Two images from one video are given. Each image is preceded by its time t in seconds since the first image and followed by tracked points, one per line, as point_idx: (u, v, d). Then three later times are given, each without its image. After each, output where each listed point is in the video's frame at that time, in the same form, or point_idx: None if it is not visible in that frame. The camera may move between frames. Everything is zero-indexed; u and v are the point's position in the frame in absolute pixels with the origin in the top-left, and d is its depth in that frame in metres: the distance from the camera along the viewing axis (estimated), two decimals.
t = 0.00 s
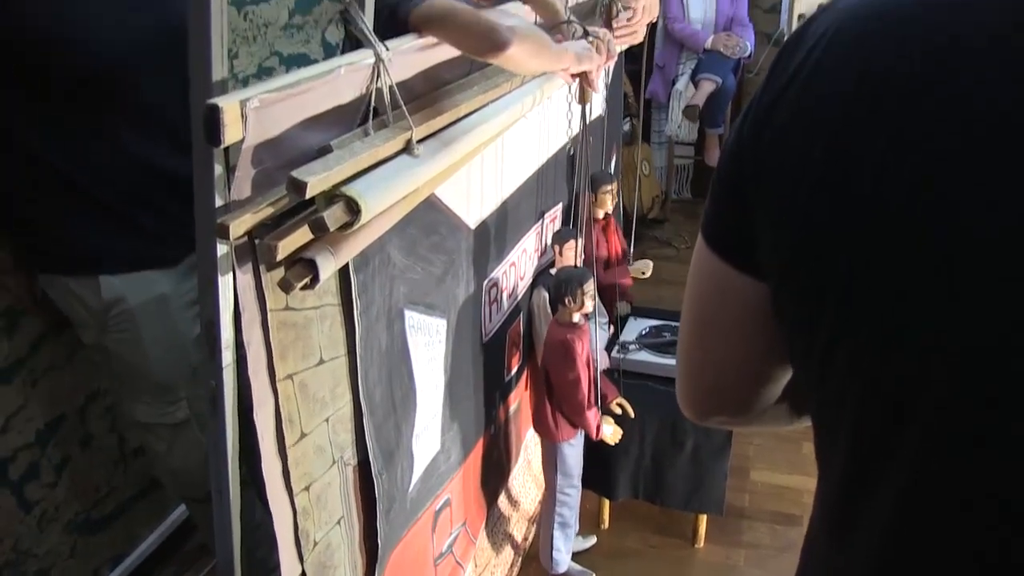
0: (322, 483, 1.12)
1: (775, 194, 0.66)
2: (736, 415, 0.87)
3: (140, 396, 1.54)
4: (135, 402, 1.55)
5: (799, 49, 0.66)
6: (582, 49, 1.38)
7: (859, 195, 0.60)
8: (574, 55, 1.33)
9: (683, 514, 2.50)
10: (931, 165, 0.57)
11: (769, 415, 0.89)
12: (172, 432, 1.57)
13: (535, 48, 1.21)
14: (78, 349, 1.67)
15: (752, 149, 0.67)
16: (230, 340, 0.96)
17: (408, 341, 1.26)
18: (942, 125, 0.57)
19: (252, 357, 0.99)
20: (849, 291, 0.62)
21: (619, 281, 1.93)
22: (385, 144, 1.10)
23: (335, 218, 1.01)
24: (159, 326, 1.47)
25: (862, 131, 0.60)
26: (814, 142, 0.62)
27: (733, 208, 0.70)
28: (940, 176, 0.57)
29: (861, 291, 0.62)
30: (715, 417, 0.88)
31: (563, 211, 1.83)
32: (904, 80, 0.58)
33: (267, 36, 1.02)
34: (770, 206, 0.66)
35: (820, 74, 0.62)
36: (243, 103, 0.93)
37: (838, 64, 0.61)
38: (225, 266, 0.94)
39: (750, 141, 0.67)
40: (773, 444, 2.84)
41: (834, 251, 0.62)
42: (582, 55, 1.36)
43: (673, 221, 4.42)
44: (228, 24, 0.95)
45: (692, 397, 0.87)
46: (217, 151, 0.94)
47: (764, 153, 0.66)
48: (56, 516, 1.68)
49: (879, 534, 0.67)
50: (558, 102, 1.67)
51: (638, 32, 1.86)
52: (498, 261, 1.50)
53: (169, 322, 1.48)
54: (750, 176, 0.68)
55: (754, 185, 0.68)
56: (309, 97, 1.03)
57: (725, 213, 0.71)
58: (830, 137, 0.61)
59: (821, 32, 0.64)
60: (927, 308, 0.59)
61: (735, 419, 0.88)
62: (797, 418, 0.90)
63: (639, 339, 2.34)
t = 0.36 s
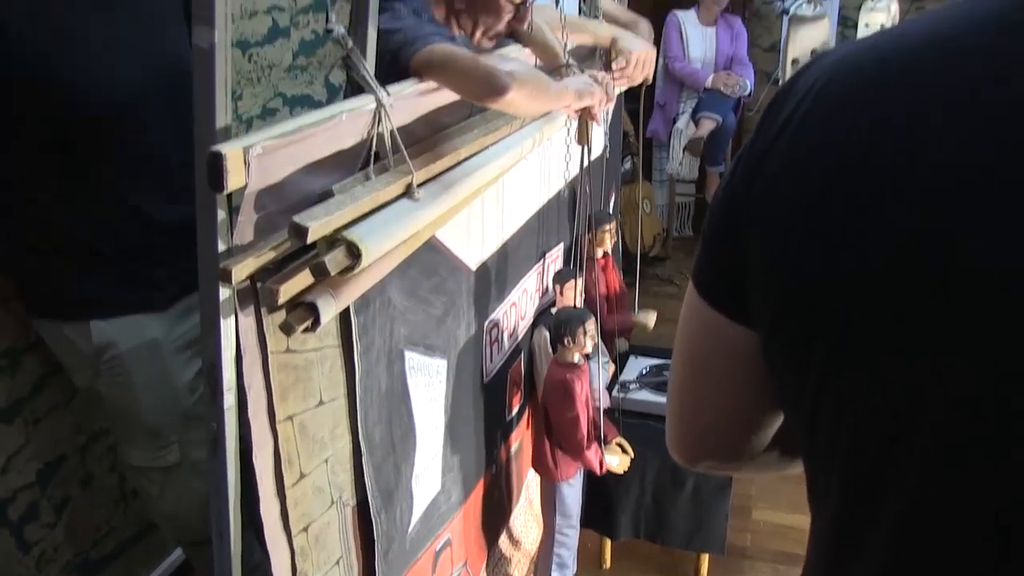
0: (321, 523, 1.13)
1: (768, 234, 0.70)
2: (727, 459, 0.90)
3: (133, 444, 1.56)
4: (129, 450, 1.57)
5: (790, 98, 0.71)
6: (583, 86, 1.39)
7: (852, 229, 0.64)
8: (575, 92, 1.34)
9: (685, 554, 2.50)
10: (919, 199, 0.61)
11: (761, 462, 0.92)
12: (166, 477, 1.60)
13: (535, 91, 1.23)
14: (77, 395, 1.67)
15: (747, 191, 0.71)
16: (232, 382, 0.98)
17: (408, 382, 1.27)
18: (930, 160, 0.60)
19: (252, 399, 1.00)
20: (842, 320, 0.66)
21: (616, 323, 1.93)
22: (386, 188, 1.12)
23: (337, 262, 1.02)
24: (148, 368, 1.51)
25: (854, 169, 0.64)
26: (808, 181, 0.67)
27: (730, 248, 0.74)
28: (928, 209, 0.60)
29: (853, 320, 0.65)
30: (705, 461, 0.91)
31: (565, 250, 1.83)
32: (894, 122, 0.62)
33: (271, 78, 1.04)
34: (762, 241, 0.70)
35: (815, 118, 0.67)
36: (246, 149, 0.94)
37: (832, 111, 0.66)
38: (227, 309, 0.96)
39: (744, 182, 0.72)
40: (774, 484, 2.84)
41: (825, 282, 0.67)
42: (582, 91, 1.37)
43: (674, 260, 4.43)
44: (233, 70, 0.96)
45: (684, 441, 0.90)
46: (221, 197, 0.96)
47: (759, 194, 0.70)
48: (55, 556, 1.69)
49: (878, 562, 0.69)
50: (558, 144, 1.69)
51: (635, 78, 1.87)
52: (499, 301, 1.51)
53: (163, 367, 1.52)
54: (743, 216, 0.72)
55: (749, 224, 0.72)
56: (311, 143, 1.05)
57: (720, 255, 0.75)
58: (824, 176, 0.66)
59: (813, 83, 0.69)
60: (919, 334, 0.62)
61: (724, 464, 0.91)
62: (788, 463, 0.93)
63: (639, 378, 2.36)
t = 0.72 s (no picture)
0: (320, 570, 1.13)
1: (758, 282, 0.71)
2: (718, 513, 0.90)
3: (133, 485, 1.49)
4: (129, 491, 1.49)
5: (777, 154, 0.72)
6: (579, 141, 1.41)
7: (843, 279, 0.66)
8: (572, 148, 1.36)
9: None
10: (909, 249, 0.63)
11: (752, 515, 0.92)
12: (164, 521, 1.53)
13: (533, 142, 1.25)
14: (79, 438, 1.68)
15: (737, 241, 0.73)
16: (232, 429, 0.99)
17: (408, 429, 1.28)
18: (919, 210, 0.63)
19: (253, 445, 1.01)
20: (833, 368, 0.67)
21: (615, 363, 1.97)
22: (386, 238, 1.14)
23: (337, 311, 1.04)
24: (155, 414, 1.46)
25: (841, 220, 0.66)
26: (797, 230, 0.68)
27: (719, 297, 0.75)
28: (918, 258, 0.63)
29: (841, 366, 0.67)
30: (697, 516, 0.91)
31: (565, 298, 1.84)
32: (880, 173, 0.64)
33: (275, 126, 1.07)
34: (751, 290, 0.72)
35: (800, 174, 0.68)
36: (248, 200, 0.96)
37: (819, 162, 0.67)
38: (229, 356, 0.97)
39: (736, 232, 0.73)
40: (773, 532, 2.84)
41: (814, 330, 0.68)
42: (579, 147, 1.39)
43: (676, 305, 4.44)
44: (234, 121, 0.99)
45: (675, 496, 0.90)
46: (222, 247, 0.97)
47: (749, 245, 0.71)
48: None
49: None
50: (556, 193, 1.70)
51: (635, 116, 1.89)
52: (498, 348, 1.53)
53: (162, 408, 1.46)
54: (731, 266, 0.73)
55: (738, 272, 0.73)
56: (310, 194, 1.07)
57: (709, 303, 0.76)
58: (811, 225, 0.67)
59: (800, 137, 0.71)
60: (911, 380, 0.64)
61: (716, 519, 0.91)
62: (778, 517, 0.93)
63: (639, 425, 2.37)
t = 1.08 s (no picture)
0: None
1: (747, 338, 0.73)
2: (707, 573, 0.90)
3: (128, 540, 1.45)
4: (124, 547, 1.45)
5: (762, 214, 0.75)
6: (575, 195, 1.42)
7: (832, 335, 0.68)
8: (568, 201, 1.38)
9: None
10: (896, 305, 0.66)
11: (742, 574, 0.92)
12: None
13: (528, 200, 1.27)
14: (73, 491, 1.69)
15: (724, 299, 0.75)
16: (227, 485, 1.00)
17: (402, 485, 1.28)
18: (909, 268, 0.65)
19: (247, 502, 1.02)
20: (827, 428, 0.69)
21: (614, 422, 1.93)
22: (382, 297, 1.17)
23: (332, 368, 1.07)
24: (153, 469, 1.42)
25: (831, 278, 0.68)
26: (783, 288, 0.71)
27: (703, 354, 0.77)
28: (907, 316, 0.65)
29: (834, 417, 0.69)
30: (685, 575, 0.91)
31: (561, 354, 1.87)
32: (870, 232, 0.67)
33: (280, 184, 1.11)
34: (738, 348, 0.74)
35: (784, 235, 0.71)
36: (246, 260, 0.99)
37: (805, 220, 0.70)
38: (224, 413, 0.99)
39: (721, 290, 0.75)
40: None
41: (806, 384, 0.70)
42: (575, 200, 1.40)
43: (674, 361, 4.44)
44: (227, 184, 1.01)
45: (664, 555, 0.90)
46: (222, 305, 0.99)
47: (738, 302, 0.73)
48: None
49: None
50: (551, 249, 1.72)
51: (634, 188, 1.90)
52: (494, 405, 1.53)
53: (160, 462, 1.43)
54: (717, 324, 0.76)
55: (723, 328, 0.75)
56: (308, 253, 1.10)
57: (696, 360, 0.78)
58: (796, 283, 0.70)
59: (782, 197, 0.73)
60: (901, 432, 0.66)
61: None
62: None
63: (635, 483, 2.38)
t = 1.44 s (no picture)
0: None
1: (725, 397, 0.71)
2: None
3: None
4: None
5: (739, 277, 0.73)
6: (569, 258, 1.45)
7: (819, 392, 0.67)
8: (560, 263, 1.40)
9: None
10: (885, 358, 0.65)
11: None
12: None
13: (521, 262, 1.29)
14: (67, 550, 1.67)
15: (704, 356, 0.73)
16: (222, 541, 1.01)
17: (397, 541, 1.28)
18: (902, 326, 0.64)
19: (243, 556, 1.04)
20: (819, 468, 0.68)
21: (610, 475, 1.93)
22: (376, 354, 1.18)
23: (326, 425, 1.08)
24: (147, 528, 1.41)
25: (817, 336, 0.67)
26: (763, 346, 0.69)
27: (683, 416, 0.76)
28: (898, 369, 0.64)
29: (824, 473, 0.68)
30: None
31: (557, 411, 1.88)
32: (856, 286, 0.66)
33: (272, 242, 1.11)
34: (716, 410, 0.72)
35: (765, 291, 0.69)
36: (244, 318, 1.01)
37: (783, 278, 0.69)
38: (219, 470, 1.00)
39: (698, 352, 0.73)
40: None
41: (792, 443, 0.69)
42: (569, 263, 1.43)
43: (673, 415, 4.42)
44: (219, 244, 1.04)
45: None
46: (218, 363, 1.01)
47: (716, 360, 0.71)
48: None
49: None
50: (543, 310, 1.73)
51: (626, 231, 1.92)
52: (489, 462, 1.54)
53: (155, 519, 1.42)
54: (695, 387, 0.74)
55: (701, 390, 0.73)
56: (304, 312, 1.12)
57: (676, 415, 0.76)
58: (775, 340, 0.68)
59: (757, 259, 0.72)
60: (895, 484, 0.66)
61: None
62: None
63: (631, 538, 2.38)
